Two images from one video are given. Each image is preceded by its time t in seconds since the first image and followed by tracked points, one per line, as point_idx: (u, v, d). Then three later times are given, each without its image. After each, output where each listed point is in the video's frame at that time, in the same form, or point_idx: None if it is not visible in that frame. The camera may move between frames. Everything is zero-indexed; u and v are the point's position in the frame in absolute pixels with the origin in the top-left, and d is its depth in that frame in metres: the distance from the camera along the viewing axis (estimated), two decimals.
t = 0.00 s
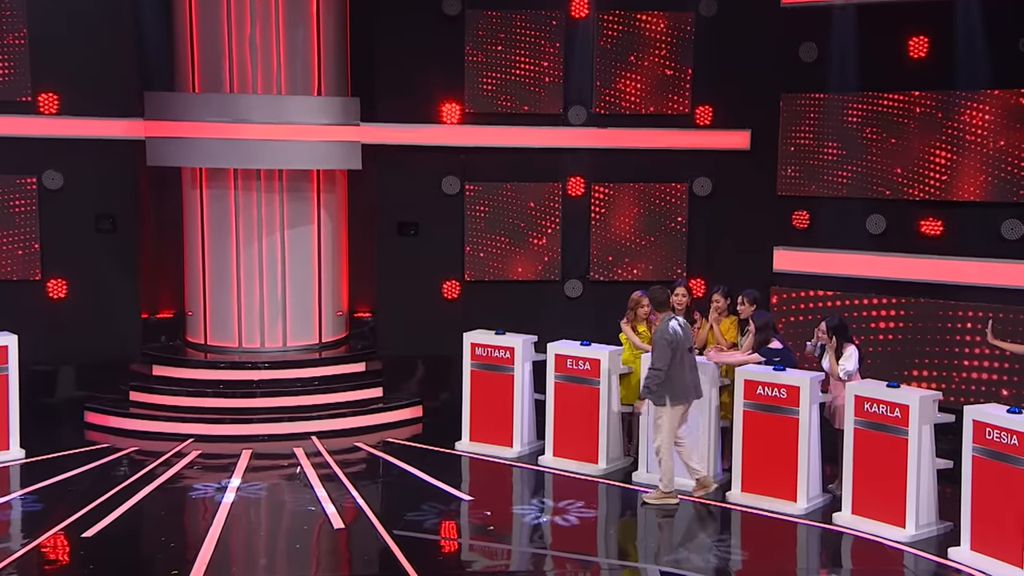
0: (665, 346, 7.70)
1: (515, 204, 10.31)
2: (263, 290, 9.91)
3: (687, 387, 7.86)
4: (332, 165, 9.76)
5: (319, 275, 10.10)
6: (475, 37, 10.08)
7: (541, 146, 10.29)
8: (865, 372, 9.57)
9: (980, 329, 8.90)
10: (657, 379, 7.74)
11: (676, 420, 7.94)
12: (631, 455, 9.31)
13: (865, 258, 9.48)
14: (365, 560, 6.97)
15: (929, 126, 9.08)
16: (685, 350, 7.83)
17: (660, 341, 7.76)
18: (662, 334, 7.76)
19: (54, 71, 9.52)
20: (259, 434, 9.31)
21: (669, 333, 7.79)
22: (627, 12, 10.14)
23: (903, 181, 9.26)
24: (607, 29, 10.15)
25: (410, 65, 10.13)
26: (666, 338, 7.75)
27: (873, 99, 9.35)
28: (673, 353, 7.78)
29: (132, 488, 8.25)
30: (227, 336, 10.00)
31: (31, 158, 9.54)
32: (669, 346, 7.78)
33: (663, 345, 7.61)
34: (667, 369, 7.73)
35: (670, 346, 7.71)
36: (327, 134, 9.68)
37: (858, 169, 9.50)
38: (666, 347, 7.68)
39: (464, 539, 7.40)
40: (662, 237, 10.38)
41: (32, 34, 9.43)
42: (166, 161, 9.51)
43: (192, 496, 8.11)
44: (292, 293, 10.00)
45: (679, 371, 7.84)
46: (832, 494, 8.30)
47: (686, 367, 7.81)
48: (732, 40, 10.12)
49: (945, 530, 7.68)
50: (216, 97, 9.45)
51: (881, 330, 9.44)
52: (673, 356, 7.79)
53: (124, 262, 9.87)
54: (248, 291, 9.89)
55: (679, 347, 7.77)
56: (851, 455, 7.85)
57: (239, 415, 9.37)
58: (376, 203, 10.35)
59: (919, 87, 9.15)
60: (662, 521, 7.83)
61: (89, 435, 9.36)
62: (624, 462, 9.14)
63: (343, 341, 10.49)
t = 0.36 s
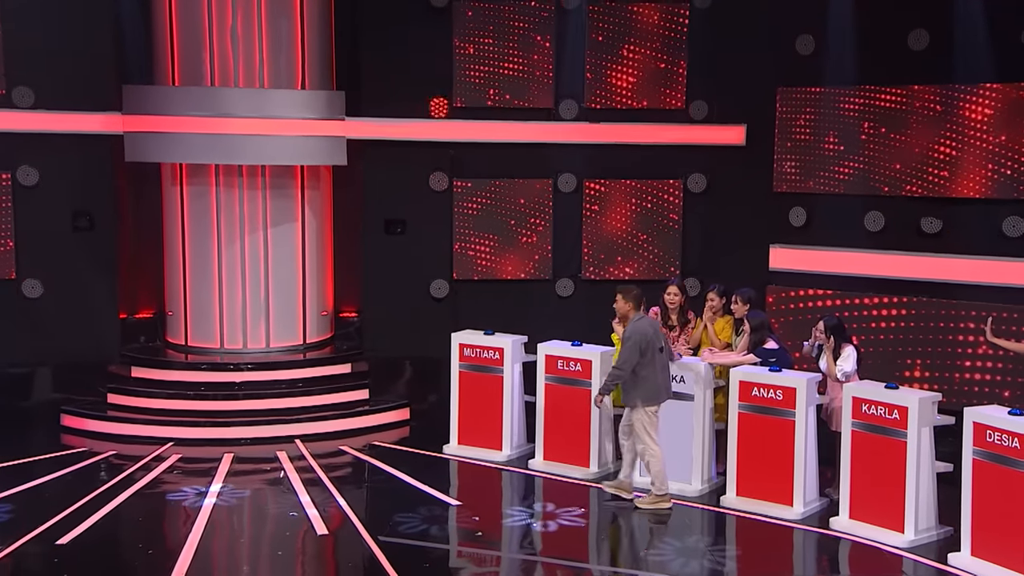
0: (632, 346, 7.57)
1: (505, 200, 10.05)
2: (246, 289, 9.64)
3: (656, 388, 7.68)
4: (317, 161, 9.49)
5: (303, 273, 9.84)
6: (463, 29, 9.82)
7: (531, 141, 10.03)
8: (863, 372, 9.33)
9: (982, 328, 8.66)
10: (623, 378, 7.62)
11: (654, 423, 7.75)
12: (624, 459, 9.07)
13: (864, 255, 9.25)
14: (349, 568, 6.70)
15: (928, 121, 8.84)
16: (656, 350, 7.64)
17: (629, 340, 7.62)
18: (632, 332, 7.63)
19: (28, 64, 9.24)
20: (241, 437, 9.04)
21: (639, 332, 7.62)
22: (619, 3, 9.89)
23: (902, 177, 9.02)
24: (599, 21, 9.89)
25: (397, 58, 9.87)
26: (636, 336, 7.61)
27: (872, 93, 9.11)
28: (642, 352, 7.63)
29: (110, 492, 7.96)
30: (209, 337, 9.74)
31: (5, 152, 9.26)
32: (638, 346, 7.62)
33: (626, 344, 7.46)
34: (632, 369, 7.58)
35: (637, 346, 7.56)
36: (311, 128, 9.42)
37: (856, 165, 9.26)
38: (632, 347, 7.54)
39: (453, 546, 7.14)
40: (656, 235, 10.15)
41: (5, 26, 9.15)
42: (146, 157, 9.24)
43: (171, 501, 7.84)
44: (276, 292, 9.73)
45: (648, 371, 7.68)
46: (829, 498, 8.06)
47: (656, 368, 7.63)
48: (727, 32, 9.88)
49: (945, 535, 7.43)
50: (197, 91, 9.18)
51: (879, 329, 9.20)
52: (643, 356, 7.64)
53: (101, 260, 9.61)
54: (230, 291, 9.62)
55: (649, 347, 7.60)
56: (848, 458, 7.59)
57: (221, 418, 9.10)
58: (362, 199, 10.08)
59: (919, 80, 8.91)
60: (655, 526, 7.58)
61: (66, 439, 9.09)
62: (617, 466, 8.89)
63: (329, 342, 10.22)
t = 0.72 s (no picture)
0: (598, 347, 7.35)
1: (509, 196, 9.81)
2: (244, 287, 9.42)
3: (626, 391, 7.45)
4: (316, 156, 9.26)
5: (303, 271, 9.60)
6: (466, 20, 9.57)
7: (537, 136, 9.78)
8: (877, 373, 9.06)
9: (1000, 328, 8.38)
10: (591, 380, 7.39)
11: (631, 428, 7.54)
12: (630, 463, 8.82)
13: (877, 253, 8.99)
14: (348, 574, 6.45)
15: (945, 115, 8.58)
16: (625, 350, 7.43)
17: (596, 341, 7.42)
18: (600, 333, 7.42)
19: (20, 57, 9.04)
20: (238, 439, 8.81)
21: (606, 333, 7.42)
22: None
23: (918, 173, 8.76)
24: (605, 12, 9.65)
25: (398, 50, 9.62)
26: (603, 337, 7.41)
27: (887, 86, 8.84)
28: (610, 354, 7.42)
29: (104, 495, 7.73)
30: (206, 336, 9.51)
31: None
32: (605, 347, 7.41)
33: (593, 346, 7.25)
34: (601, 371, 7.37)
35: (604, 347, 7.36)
36: (310, 123, 9.19)
37: (869, 161, 9.00)
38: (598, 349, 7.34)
39: (455, 551, 6.89)
40: (665, 233, 9.88)
41: None
42: (141, 152, 9.02)
43: (166, 504, 7.60)
44: (274, 291, 9.50)
45: (617, 374, 7.45)
46: (842, 503, 7.79)
47: (624, 371, 7.41)
48: (737, 24, 9.61)
49: (962, 541, 7.15)
50: (193, 84, 8.97)
51: (893, 328, 8.93)
52: (610, 358, 7.42)
53: (95, 257, 9.42)
54: (228, 289, 9.40)
55: (616, 348, 7.39)
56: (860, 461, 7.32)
57: (218, 419, 8.87)
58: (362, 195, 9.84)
59: (936, 72, 8.64)
60: (663, 532, 7.33)
61: (60, 441, 8.88)
62: (623, 469, 8.65)
63: (328, 342, 9.99)
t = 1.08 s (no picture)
0: (583, 334, 7.14)
1: (536, 190, 9.57)
2: (265, 283, 9.24)
3: (606, 384, 7.22)
4: (339, 149, 9.06)
5: (324, 267, 9.41)
6: (492, 10, 9.35)
7: (563, 129, 9.54)
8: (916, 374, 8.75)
9: None
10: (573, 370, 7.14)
11: (587, 429, 7.37)
12: (658, 465, 8.57)
13: (916, 249, 8.68)
14: None
15: (988, 107, 8.25)
16: (608, 341, 7.23)
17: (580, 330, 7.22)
18: (586, 321, 7.22)
19: (39, 49, 8.92)
20: (257, 438, 8.63)
21: (591, 321, 7.23)
22: None
23: (959, 168, 8.44)
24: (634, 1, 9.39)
25: (423, 41, 9.41)
26: (589, 325, 7.20)
27: (928, 77, 8.52)
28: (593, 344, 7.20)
29: (121, 494, 7.56)
30: (225, 333, 9.34)
31: (15, 140, 8.95)
32: (589, 336, 7.20)
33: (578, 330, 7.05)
34: (585, 360, 7.13)
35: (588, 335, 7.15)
36: (333, 115, 9.00)
37: (906, 155, 8.70)
38: (584, 336, 7.12)
39: (479, 554, 6.67)
40: (697, 231, 9.61)
41: (15, 9, 8.84)
42: (160, 145, 8.85)
43: (185, 504, 7.42)
44: (295, 287, 9.32)
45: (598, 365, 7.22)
46: (877, 508, 7.50)
47: (607, 363, 7.20)
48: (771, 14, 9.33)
49: (1003, 549, 6.84)
50: (214, 76, 8.79)
51: (932, 328, 8.62)
52: (593, 348, 7.20)
53: (114, 252, 9.26)
54: (248, 285, 9.23)
55: (599, 338, 7.19)
56: (897, 465, 6.96)
57: (237, 418, 8.70)
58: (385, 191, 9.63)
59: (979, 62, 8.32)
60: (692, 536, 7.06)
61: (77, 440, 8.73)
62: (650, 472, 8.40)
63: (350, 339, 9.80)
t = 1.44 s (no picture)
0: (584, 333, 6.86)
1: (591, 184, 9.32)
2: (314, 277, 9.09)
3: (611, 384, 6.90)
4: (391, 141, 8.89)
5: (374, 261, 9.24)
6: None
7: (620, 121, 9.28)
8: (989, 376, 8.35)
9: None
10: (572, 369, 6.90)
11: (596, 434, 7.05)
12: (717, 467, 8.27)
13: (989, 246, 8.32)
14: None
15: None
16: (613, 340, 6.90)
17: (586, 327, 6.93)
18: (593, 319, 6.93)
19: (91, 40, 8.86)
20: (306, 434, 8.48)
21: (597, 319, 6.92)
22: None
23: None
24: None
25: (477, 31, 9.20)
26: (594, 323, 6.91)
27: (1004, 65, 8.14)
28: (597, 343, 6.90)
29: (170, 490, 7.45)
30: (274, 328, 9.21)
31: (67, 131, 8.90)
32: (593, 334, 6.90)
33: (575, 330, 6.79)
34: (584, 359, 6.87)
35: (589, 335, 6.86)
36: (385, 106, 8.83)
37: (980, 147, 8.32)
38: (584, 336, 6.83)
39: (531, 556, 6.44)
40: (758, 226, 9.29)
41: None
42: (211, 136, 8.74)
43: (233, 500, 7.28)
44: (345, 282, 9.16)
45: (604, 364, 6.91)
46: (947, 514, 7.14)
47: (611, 363, 6.87)
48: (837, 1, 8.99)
49: None
50: (265, 66, 8.65)
51: (1005, 328, 8.23)
52: (597, 347, 6.91)
53: (164, 244, 9.21)
54: (297, 279, 9.09)
55: (602, 337, 6.87)
56: (968, 471, 6.55)
57: (287, 414, 8.56)
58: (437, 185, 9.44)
59: None
60: (752, 542, 6.77)
61: (126, 434, 8.65)
62: (708, 474, 8.11)
63: (400, 335, 9.62)
